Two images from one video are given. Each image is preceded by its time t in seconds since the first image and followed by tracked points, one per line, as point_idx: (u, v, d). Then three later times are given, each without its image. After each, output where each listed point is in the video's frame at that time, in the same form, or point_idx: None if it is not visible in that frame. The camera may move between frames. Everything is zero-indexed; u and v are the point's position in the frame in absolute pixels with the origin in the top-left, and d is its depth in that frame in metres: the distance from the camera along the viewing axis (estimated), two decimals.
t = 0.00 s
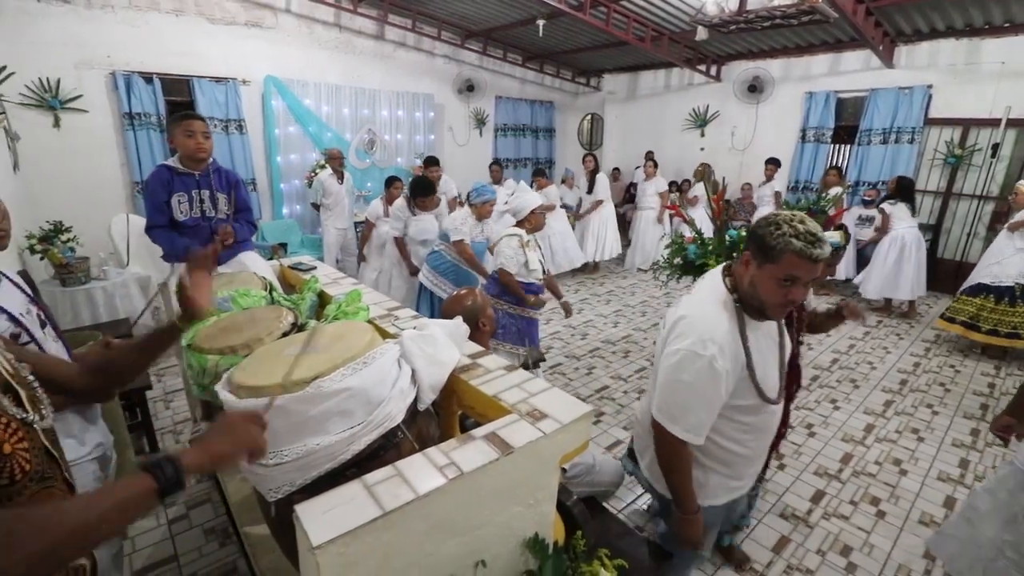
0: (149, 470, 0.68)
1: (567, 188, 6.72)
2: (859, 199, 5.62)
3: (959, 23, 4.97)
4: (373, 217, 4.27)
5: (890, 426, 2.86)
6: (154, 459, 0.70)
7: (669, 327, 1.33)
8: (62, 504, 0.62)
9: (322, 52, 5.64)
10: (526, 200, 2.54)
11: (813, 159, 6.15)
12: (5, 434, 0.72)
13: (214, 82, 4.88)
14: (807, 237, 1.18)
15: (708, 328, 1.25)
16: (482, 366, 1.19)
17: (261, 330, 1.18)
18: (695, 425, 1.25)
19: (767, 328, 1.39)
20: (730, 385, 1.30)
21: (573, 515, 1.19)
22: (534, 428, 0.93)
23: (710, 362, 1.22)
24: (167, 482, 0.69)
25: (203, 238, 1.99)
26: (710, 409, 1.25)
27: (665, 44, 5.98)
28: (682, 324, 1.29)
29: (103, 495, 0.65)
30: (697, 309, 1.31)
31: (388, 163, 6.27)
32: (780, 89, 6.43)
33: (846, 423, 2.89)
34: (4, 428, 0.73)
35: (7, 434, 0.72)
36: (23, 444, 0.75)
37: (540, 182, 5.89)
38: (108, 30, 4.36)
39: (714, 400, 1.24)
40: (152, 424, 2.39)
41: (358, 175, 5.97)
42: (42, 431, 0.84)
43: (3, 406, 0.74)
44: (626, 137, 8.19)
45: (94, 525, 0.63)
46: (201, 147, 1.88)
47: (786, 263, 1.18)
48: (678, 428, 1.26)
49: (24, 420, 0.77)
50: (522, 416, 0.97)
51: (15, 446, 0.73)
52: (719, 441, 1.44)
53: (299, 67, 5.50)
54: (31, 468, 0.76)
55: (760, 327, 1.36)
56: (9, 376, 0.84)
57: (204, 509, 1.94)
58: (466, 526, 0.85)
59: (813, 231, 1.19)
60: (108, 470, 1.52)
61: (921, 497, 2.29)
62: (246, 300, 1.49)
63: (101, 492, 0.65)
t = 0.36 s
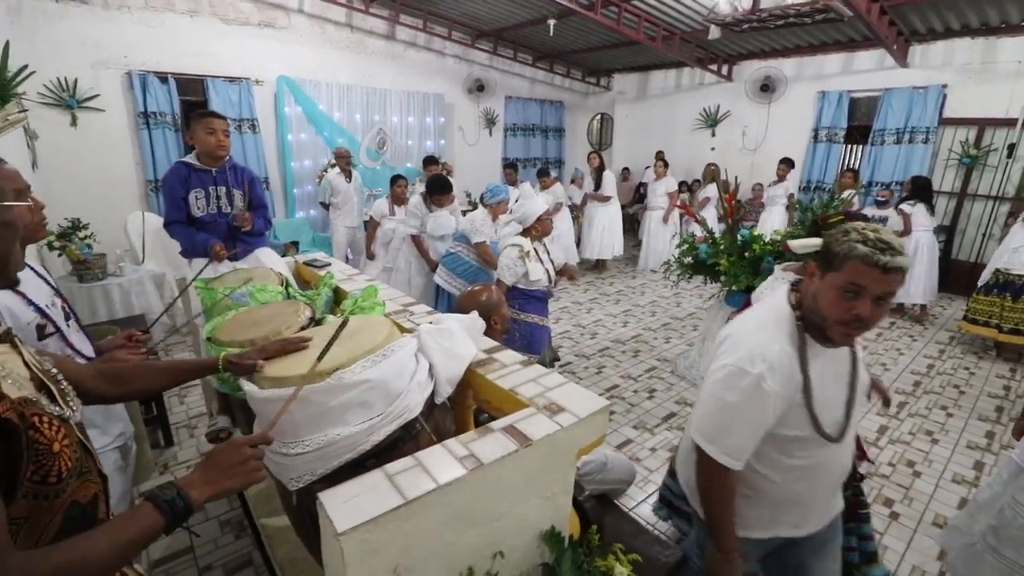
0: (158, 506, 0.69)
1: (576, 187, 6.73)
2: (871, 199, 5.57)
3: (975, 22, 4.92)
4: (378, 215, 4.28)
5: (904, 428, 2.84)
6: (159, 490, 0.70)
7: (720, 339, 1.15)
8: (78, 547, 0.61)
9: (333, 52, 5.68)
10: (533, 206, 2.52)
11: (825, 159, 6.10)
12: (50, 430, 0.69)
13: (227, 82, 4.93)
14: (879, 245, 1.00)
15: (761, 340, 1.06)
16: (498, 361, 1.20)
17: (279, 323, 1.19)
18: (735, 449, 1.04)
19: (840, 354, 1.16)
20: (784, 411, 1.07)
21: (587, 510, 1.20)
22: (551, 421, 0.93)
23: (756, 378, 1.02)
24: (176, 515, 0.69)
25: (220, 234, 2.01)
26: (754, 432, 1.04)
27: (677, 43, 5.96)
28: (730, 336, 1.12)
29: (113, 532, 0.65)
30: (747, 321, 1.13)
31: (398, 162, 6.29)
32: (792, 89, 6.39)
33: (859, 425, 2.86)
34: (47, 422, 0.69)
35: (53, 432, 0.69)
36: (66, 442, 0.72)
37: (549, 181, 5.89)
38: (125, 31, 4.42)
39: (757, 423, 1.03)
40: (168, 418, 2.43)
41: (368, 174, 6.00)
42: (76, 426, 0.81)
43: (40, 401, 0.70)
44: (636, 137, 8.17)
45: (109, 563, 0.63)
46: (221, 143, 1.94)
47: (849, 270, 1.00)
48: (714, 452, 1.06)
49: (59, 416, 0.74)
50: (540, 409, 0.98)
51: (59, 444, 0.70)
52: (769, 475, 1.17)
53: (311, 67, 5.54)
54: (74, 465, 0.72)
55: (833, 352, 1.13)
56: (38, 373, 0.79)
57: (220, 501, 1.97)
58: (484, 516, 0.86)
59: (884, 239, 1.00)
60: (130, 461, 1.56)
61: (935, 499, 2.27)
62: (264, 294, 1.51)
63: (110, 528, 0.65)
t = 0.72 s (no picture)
0: (164, 503, 0.68)
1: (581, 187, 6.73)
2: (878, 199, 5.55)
3: (982, 21, 4.90)
4: (384, 219, 4.25)
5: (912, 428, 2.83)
6: (161, 487, 0.69)
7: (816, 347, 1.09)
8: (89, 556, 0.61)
9: (339, 52, 5.70)
10: (543, 202, 2.52)
11: (831, 158, 6.08)
12: (53, 446, 0.67)
13: (234, 82, 4.96)
14: (990, 247, 0.87)
15: (855, 352, 0.99)
16: (509, 356, 1.21)
17: (291, 318, 1.19)
18: (808, 462, 1.01)
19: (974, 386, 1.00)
20: (876, 434, 0.99)
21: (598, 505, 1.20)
22: (564, 415, 0.94)
23: (837, 389, 0.96)
24: (182, 509, 0.69)
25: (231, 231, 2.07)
26: (827, 450, 0.98)
27: (682, 43, 5.96)
28: (824, 344, 1.06)
29: (121, 534, 0.65)
30: (847, 331, 1.06)
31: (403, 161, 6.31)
32: (798, 88, 6.37)
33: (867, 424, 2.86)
34: (50, 438, 0.68)
35: (54, 449, 0.68)
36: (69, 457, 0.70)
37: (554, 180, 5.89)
38: (133, 30, 4.45)
39: (837, 441, 0.97)
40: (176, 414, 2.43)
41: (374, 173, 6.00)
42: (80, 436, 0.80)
43: (41, 416, 0.68)
44: (641, 136, 8.17)
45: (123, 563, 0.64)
46: (233, 142, 1.98)
47: (945, 274, 0.92)
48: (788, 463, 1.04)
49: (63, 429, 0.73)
50: (553, 403, 0.99)
51: (62, 461, 0.69)
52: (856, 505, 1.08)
53: (317, 66, 5.56)
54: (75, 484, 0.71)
55: (957, 381, 0.98)
56: (38, 384, 0.76)
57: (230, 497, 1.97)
58: (500, 509, 0.86)
59: (1001, 242, 0.86)
60: (140, 456, 1.57)
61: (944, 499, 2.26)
62: (274, 291, 1.51)
63: (118, 529, 0.65)
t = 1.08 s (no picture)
0: (181, 487, 0.70)
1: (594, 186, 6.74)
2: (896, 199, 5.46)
3: (1004, 18, 4.81)
4: (399, 219, 4.25)
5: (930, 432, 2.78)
6: (178, 469, 0.71)
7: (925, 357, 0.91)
8: (110, 528, 0.63)
9: (354, 52, 5.76)
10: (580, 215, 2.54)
11: (848, 158, 6.01)
12: (85, 416, 0.69)
13: (251, 82, 5.03)
14: None
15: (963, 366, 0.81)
16: (525, 353, 1.22)
17: (310, 313, 1.21)
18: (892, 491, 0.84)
19: None
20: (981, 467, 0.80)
21: (612, 502, 1.21)
22: (581, 411, 0.95)
23: (935, 405, 0.79)
24: (196, 492, 0.71)
25: (250, 229, 2.11)
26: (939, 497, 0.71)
27: (697, 42, 5.93)
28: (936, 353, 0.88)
29: (138, 507, 0.66)
30: (970, 342, 0.88)
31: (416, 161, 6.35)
32: (814, 87, 6.30)
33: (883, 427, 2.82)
34: (85, 409, 0.70)
35: (88, 419, 0.70)
36: (103, 428, 0.73)
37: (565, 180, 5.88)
38: (154, 32, 4.53)
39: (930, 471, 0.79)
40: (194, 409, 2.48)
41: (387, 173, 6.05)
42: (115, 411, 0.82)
43: (77, 388, 0.70)
44: (654, 136, 8.14)
45: (138, 538, 0.65)
46: (254, 142, 2.02)
47: None
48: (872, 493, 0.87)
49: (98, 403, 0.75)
50: (569, 400, 0.99)
51: (93, 431, 0.70)
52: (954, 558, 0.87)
53: (332, 67, 5.62)
54: (109, 454, 0.73)
55: None
56: (76, 359, 0.79)
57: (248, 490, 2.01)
58: (517, 503, 0.87)
59: None
60: (162, 447, 1.60)
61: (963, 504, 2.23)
62: (292, 288, 1.54)
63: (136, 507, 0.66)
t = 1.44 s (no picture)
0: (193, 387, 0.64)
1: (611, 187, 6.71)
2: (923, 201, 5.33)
3: None
4: (421, 219, 4.30)
5: (955, 439, 2.71)
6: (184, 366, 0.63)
7: None
8: (149, 437, 0.61)
9: (375, 53, 5.82)
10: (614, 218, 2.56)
11: (873, 159, 5.87)
12: (111, 394, 0.70)
13: (274, 83, 5.11)
14: None
15: None
16: (543, 353, 1.22)
17: (334, 312, 1.22)
18: None
19: None
20: None
21: (628, 503, 1.21)
22: (599, 412, 0.95)
23: None
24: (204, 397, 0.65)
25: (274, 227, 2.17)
26: None
27: (718, 41, 5.86)
28: None
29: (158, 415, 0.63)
30: None
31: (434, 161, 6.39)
32: (839, 86, 6.18)
33: (906, 434, 2.76)
34: (112, 386, 0.71)
35: (113, 398, 0.71)
36: (131, 406, 0.74)
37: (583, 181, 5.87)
38: (181, 35, 4.64)
39: None
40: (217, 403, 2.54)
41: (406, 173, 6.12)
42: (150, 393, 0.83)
43: (112, 366, 0.72)
44: (674, 136, 8.06)
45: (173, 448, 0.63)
46: (280, 142, 2.06)
47: None
48: None
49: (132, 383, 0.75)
50: (587, 401, 0.99)
51: (120, 408, 0.72)
52: None
53: (353, 68, 5.69)
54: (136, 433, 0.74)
55: None
56: (115, 343, 0.80)
57: (269, 483, 2.05)
58: (534, 502, 0.88)
59: None
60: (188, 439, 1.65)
61: (989, 514, 2.17)
62: (314, 286, 1.55)
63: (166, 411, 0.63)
